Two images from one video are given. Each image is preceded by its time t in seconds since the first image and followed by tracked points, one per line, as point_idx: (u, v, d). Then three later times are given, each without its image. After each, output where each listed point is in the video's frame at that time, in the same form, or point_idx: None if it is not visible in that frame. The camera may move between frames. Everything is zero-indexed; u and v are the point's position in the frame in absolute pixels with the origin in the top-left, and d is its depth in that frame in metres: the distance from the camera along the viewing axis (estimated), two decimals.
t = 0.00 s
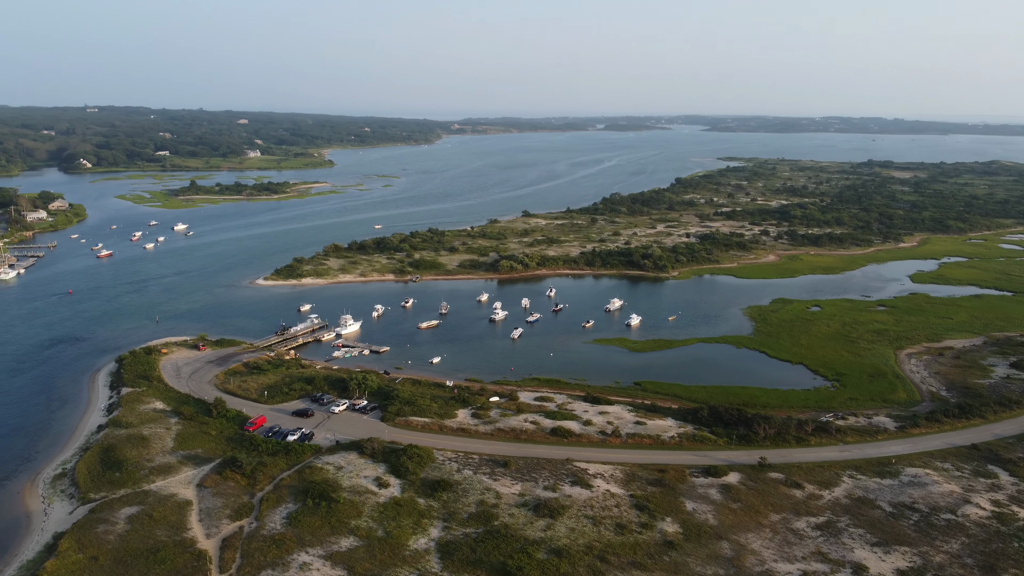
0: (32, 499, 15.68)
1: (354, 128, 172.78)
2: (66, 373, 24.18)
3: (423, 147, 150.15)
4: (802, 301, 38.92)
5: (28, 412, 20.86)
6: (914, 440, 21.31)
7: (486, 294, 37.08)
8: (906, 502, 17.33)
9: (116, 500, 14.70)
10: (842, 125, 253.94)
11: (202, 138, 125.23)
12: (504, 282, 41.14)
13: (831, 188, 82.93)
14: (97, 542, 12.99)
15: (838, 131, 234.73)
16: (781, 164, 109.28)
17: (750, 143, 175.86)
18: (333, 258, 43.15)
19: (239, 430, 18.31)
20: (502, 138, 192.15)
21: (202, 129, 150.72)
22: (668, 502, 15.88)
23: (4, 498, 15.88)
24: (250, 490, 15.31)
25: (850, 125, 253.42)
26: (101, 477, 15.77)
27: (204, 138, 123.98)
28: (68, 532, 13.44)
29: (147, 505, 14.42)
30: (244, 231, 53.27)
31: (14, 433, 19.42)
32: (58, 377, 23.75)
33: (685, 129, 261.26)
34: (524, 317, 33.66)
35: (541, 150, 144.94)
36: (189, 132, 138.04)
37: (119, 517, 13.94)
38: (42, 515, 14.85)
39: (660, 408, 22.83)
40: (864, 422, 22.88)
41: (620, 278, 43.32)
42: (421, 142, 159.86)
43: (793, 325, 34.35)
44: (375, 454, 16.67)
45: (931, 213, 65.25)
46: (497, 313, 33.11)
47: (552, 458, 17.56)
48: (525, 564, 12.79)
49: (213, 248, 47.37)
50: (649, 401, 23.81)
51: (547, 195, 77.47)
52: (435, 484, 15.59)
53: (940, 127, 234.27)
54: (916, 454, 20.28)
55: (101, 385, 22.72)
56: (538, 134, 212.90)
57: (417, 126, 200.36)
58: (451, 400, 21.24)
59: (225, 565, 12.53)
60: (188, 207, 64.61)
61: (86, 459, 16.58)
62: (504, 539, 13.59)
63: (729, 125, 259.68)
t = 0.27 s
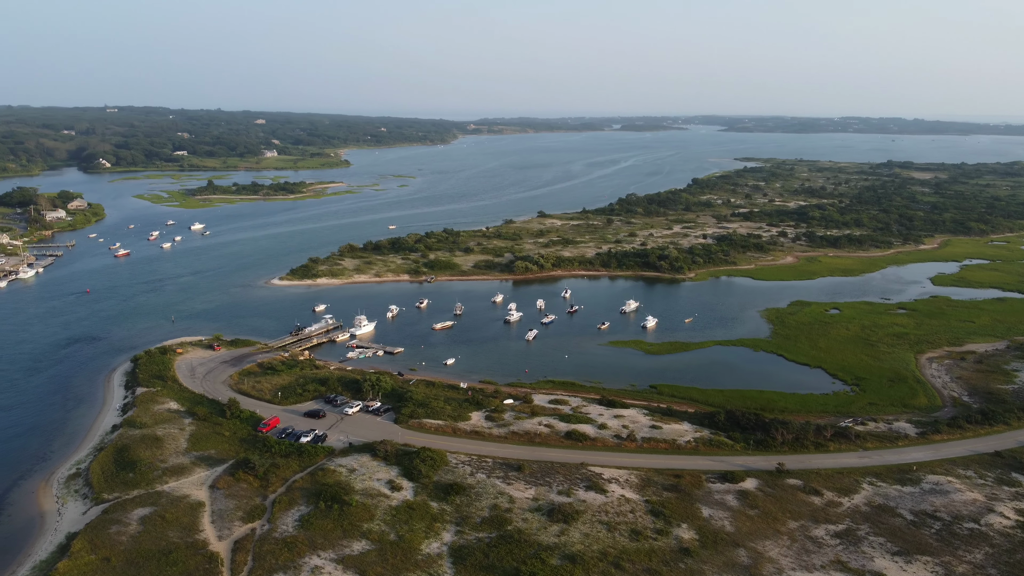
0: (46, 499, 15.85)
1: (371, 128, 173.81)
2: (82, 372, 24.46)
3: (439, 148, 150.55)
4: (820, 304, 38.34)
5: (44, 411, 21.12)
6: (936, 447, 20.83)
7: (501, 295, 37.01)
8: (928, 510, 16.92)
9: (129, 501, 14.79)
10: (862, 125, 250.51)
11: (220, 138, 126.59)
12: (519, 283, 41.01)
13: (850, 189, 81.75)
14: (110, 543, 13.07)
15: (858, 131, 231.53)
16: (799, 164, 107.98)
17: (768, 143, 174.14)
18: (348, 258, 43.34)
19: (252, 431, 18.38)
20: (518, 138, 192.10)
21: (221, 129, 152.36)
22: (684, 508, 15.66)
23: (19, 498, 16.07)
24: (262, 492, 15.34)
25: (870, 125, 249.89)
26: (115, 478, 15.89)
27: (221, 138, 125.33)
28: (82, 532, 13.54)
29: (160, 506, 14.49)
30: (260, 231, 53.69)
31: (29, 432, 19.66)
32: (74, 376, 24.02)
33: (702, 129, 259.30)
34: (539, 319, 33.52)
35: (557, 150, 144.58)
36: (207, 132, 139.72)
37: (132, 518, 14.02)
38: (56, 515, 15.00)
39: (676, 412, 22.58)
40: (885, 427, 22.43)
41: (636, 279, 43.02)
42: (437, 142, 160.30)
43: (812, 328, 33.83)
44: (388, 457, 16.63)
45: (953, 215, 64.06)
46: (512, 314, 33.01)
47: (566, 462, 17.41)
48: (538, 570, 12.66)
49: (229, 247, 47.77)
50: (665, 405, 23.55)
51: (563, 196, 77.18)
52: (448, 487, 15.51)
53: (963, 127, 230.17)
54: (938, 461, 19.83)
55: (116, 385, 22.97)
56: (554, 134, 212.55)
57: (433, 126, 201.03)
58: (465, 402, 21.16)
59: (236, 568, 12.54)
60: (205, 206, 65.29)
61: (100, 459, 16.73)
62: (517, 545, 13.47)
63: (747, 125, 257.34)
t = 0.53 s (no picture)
0: (60, 499, 16.02)
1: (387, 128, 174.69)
2: (98, 371, 24.74)
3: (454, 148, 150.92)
4: (839, 306, 37.73)
5: (60, 410, 21.36)
6: (959, 454, 20.34)
7: (516, 296, 36.91)
8: (951, 519, 16.51)
9: (143, 501, 14.89)
10: (883, 125, 246.92)
11: (239, 138, 127.92)
12: (535, 284, 40.88)
13: (869, 190, 80.59)
14: (122, 544, 13.13)
15: (879, 131, 228.19)
16: (818, 165, 106.50)
17: (786, 144, 172.27)
18: (363, 259, 43.51)
19: (266, 432, 18.45)
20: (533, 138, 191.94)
21: (239, 129, 153.97)
22: (701, 515, 15.43)
23: (34, 497, 16.24)
24: (275, 494, 15.35)
25: (891, 125, 246.21)
26: (129, 478, 16.01)
27: (239, 138, 126.62)
28: (95, 533, 13.64)
29: (173, 508, 14.56)
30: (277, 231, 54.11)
31: (45, 431, 19.90)
32: (90, 375, 24.29)
33: (720, 130, 257.27)
34: (554, 320, 33.36)
35: (572, 150, 144.16)
36: (225, 132, 141.37)
37: (145, 519, 14.10)
38: (70, 515, 15.15)
39: (692, 416, 22.31)
40: (906, 433, 21.96)
41: (653, 281, 42.69)
42: (453, 142, 160.70)
43: (830, 331, 33.30)
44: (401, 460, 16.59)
45: (976, 216, 62.83)
46: (527, 316, 32.89)
47: (581, 466, 17.24)
48: None
49: (245, 247, 48.17)
50: (682, 409, 23.27)
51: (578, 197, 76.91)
52: (461, 491, 15.42)
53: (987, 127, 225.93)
54: (961, 468, 19.36)
55: (132, 385, 23.21)
56: (569, 135, 212.03)
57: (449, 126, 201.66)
58: (479, 405, 21.08)
59: (248, 570, 12.55)
60: (222, 206, 65.96)
61: (115, 459, 16.88)
62: (531, 550, 13.35)
63: (765, 125, 254.86)
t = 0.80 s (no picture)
0: (74, 499, 16.17)
1: (403, 128, 175.39)
2: (114, 371, 25.00)
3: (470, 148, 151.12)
4: (858, 309, 37.09)
5: (76, 409, 21.61)
6: (982, 461, 19.85)
7: (531, 298, 36.81)
8: (974, 528, 16.11)
9: (155, 503, 14.97)
10: (904, 126, 243.31)
11: (257, 138, 129.22)
12: (550, 285, 40.71)
13: (889, 191, 79.32)
14: (134, 546, 13.19)
15: (900, 132, 224.74)
16: (837, 166, 105.02)
17: (805, 145, 170.24)
18: (378, 259, 43.63)
19: (279, 434, 18.50)
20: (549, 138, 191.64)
21: (258, 130, 155.41)
22: (717, 521, 15.20)
23: (49, 497, 16.41)
24: (287, 496, 15.36)
25: (913, 125, 242.38)
26: (142, 479, 16.12)
27: (257, 138, 127.84)
28: (108, 533, 13.73)
29: (185, 509, 14.62)
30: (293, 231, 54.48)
31: (61, 430, 20.13)
32: (105, 375, 24.56)
33: (737, 130, 255.11)
34: (570, 322, 33.19)
35: (588, 151, 143.62)
36: (243, 132, 142.90)
37: (157, 521, 14.16)
38: (83, 515, 15.28)
39: (709, 421, 22.03)
40: (927, 439, 21.49)
41: (669, 282, 42.34)
42: (469, 142, 160.93)
43: (849, 335, 32.73)
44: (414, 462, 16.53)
45: (999, 218, 61.55)
46: (542, 318, 32.76)
47: (595, 471, 17.06)
48: None
49: (261, 247, 48.55)
50: (698, 413, 23.00)
51: (594, 197, 76.58)
52: (474, 495, 15.32)
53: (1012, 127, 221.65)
54: (984, 476, 18.89)
55: (147, 384, 23.44)
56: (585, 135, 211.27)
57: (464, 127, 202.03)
58: (493, 407, 20.98)
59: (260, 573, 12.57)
60: (239, 206, 66.58)
61: (128, 460, 17.02)
62: (544, 556, 13.22)
63: (784, 126, 252.22)
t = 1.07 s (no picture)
0: (88, 499, 16.33)
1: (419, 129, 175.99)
2: (129, 371, 25.28)
3: (486, 148, 151.27)
4: (879, 313, 36.43)
5: (91, 408, 21.85)
6: (1007, 469, 19.36)
7: (546, 299, 36.67)
8: (999, 539, 15.68)
9: (168, 504, 15.07)
10: (926, 126, 239.44)
11: (275, 139, 130.48)
12: (565, 286, 40.53)
13: (909, 192, 78.01)
14: (147, 548, 13.27)
15: (922, 132, 221.16)
16: (856, 167, 103.63)
17: (824, 145, 168.02)
18: (394, 259, 43.76)
19: (292, 436, 18.56)
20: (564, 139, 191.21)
21: (276, 130, 156.86)
22: (734, 528, 14.95)
23: (63, 497, 16.58)
24: (299, 498, 15.38)
25: (935, 126, 238.37)
26: (155, 480, 16.23)
27: (274, 139, 129.06)
28: (120, 535, 13.82)
29: (198, 511, 14.68)
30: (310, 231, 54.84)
31: (76, 430, 20.36)
32: (121, 375, 24.83)
33: (755, 130, 252.67)
34: (585, 324, 33.01)
35: (604, 151, 143.01)
36: (260, 132, 144.42)
37: (169, 522, 14.24)
38: (97, 516, 15.42)
39: (725, 425, 21.74)
40: (950, 446, 21.01)
41: (686, 284, 41.96)
42: (485, 142, 161.14)
43: (869, 338, 32.17)
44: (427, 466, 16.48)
45: None
46: (557, 319, 32.62)
47: (610, 476, 16.89)
48: None
49: (277, 247, 48.93)
50: (715, 417, 22.71)
51: (610, 198, 76.20)
52: (488, 500, 15.24)
53: None
54: (1009, 485, 18.41)
55: (163, 384, 23.67)
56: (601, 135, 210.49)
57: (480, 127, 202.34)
58: (507, 410, 20.89)
59: None
60: (256, 206, 67.20)
61: (142, 461, 17.16)
62: (558, 562, 13.09)
63: (802, 127, 249.40)
